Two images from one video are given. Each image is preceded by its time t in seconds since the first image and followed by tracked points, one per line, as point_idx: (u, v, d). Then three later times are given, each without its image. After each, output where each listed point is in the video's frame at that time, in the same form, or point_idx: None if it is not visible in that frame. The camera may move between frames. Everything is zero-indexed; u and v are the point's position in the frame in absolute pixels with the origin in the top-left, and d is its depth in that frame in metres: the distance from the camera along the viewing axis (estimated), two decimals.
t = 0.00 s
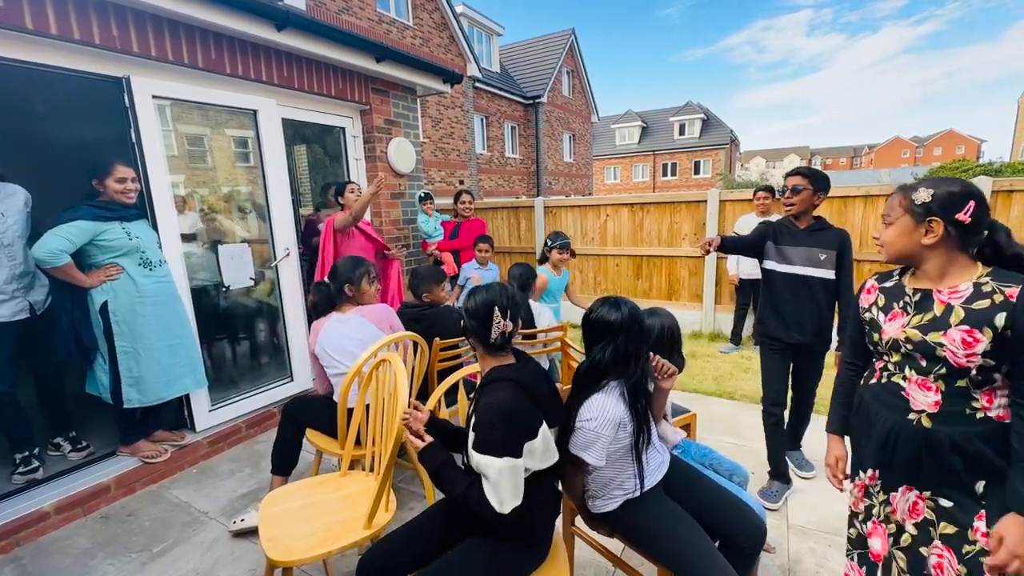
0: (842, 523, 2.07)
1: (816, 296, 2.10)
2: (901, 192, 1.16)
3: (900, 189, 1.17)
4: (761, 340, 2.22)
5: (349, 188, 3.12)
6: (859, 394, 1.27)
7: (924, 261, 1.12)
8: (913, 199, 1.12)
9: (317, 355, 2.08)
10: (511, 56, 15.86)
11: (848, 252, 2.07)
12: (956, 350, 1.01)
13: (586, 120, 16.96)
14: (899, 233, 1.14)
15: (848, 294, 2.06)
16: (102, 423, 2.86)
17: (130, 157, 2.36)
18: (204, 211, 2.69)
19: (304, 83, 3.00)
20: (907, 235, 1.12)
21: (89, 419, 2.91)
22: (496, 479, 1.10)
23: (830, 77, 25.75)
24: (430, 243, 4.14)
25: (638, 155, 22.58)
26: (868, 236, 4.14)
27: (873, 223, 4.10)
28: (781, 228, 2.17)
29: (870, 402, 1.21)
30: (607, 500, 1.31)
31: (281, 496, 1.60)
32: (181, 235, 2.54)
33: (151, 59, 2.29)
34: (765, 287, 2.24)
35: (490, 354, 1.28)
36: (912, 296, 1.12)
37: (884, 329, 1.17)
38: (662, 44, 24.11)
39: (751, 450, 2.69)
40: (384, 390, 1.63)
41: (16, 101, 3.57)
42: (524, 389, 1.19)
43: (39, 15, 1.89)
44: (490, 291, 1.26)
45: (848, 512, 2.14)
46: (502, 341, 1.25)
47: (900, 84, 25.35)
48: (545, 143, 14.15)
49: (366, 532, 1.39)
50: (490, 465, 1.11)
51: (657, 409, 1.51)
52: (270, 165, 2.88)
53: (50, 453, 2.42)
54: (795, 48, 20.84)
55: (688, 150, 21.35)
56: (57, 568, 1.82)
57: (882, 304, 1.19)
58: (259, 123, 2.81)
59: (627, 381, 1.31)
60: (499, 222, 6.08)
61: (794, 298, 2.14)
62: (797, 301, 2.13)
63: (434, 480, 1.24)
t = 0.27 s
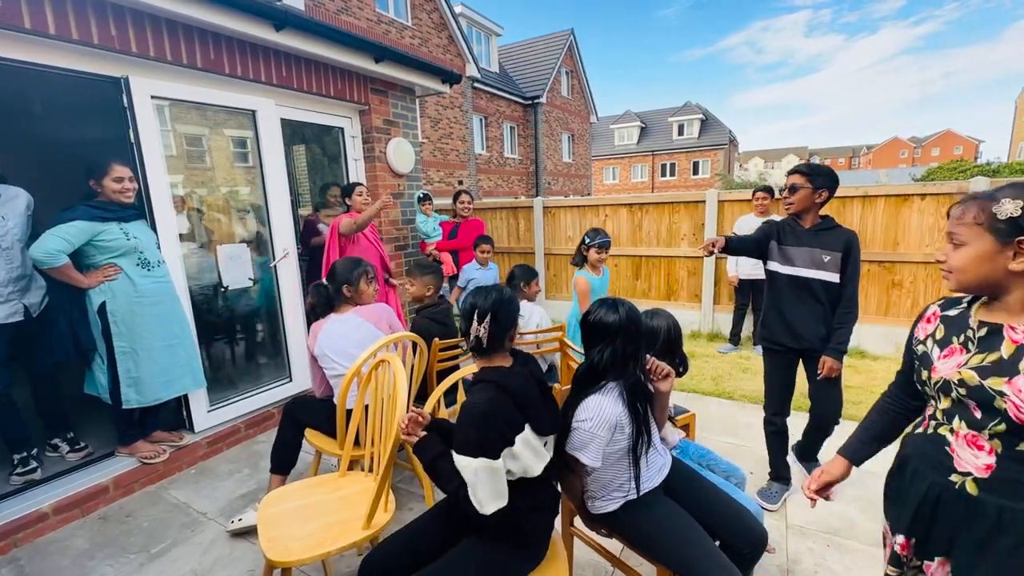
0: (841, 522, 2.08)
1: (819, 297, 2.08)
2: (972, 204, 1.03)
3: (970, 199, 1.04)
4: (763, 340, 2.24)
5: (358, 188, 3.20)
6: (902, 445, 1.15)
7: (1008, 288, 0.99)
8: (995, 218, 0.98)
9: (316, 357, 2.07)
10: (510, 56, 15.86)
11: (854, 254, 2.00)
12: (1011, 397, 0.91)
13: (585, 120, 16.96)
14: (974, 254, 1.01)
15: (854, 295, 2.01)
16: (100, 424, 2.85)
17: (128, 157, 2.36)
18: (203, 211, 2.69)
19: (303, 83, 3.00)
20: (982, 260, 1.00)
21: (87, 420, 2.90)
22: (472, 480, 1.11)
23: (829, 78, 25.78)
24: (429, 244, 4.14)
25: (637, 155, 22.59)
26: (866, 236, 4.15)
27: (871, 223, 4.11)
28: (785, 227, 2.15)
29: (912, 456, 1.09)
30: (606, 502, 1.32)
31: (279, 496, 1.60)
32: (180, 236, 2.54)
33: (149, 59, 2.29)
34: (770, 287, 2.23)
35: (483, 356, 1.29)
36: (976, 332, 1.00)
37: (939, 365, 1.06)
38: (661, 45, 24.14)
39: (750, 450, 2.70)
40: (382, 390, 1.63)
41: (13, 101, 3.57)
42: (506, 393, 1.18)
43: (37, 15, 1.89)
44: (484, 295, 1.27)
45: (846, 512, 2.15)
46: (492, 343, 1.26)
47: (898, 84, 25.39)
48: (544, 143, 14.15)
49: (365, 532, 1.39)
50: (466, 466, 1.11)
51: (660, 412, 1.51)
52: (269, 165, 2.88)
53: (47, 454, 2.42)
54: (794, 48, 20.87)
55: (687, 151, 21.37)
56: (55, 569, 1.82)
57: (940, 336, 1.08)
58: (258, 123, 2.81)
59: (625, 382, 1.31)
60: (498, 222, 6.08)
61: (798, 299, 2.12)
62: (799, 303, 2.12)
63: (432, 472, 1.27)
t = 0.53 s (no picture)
0: (839, 522, 2.08)
1: (835, 305, 1.93)
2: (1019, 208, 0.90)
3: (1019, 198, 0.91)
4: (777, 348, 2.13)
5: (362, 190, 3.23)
6: (924, 476, 1.04)
7: None
8: None
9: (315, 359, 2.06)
10: (510, 56, 15.87)
11: (875, 258, 1.83)
12: None
13: (584, 120, 16.96)
14: None
15: (873, 300, 1.83)
16: (99, 424, 2.85)
17: (128, 157, 2.36)
18: (202, 212, 2.69)
19: (303, 83, 3.00)
20: None
21: (86, 420, 2.90)
22: (464, 485, 1.12)
23: (828, 78, 25.79)
24: (428, 244, 4.15)
25: (637, 155, 22.60)
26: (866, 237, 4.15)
27: (870, 224, 4.12)
28: (801, 231, 2.02)
29: (936, 492, 0.96)
30: (603, 504, 1.33)
31: (278, 496, 1.60)
32: (179, 236, 2.54)
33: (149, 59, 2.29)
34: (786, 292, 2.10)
35: (478, 360, 1.29)
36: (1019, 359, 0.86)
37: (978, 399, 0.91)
38: (660, 45, 24.16)
39: (749, 450, 2.70)
40: (381, 390, 1.63)
41: (13, 101, 3.57)
42: (496, 400, 1.18)
43: (36, 15, 1.89)
44: (481, 297, 1.27)
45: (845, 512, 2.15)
46: (484, 347, 1.25)
47: (898, 84, 25.40)
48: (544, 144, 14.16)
49: (364, 532, 1.39)
50: (457, 471, 1.12)
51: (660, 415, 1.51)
52: (268, 165, 2.88)
53: (46, 455, 2.42)
54: (793, 48, 20.87)
55: (686, 151, 21.39)
56: (55, 569, 1.82)
57: (979, 359, 0.95)
58: (258, 123, 2.81)
59: (620, 386, 1.31)
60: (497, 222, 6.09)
61: (813, 307, 1.99)
62: (814, 311, 1.98)
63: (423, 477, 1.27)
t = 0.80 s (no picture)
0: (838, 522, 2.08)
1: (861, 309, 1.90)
2: (903, 235, 0.60)
3: (897, 227, 0.61)
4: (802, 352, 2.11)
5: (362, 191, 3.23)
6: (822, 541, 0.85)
7: (970, 375, 0.56)
8: (935, 257, 0.56)
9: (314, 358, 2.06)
10: (510, 56, 15.88)
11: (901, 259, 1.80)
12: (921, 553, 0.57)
13: (584, 120, 16.96)
14: (923, 317, 0.57)
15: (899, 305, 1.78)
16: (99, 424, 2.85)
17: (128, 157, 2.37)
18: (202, 212, 2.69)
19: (303, 83, 3.00)
20: (931, 324, 0.56)
21: (86, 420, 2.90)
22: (477, 493, 1.11)
23: (828, 78, 25.79)
24: (428, 244, 4.15)
25: (637, 155, 22.61)
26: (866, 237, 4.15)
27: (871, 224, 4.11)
28: (833, 233, 2.02)
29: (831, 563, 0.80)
30: (600, 506, 1.33)
31: (278, 496, 1.60)
32: (180, 236, 2.55)
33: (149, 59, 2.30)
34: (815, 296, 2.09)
35: (478, 361, 1.29)
36: (890, 420, 0.66)
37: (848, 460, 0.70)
38: (660, 45, 24.16)
39: (749, 450, 2.70)
40: (381, 391, 1.63)
41: (13, 101, 3.57)
42: (499, 403, 1.17)
43: (37, 15, 1.89)
44: (476, 300, 1.27)
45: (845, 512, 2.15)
46: (484, 347, 1.25)
47: (898, 84, 25.39)
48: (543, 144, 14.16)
49: (364, 532, 1.39)
50: (469, 478, 1.10)
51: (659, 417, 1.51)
52: (268, 165, 2.88)
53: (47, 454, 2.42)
54: (794, 48, 20.87)
55: (687, 151, 21.39)
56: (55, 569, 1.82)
57: (861, 411, 0.73)
58: (258, 123, 2.82)
59: (617, 388, 1.31)
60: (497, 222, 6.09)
61: (839, 310, 1.96)
62: (840, 314, 1.95)
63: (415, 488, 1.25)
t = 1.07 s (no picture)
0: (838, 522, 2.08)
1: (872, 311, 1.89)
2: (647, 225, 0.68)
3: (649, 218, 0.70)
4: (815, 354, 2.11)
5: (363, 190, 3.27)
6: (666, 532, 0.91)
7: (711, 350, 0.64)
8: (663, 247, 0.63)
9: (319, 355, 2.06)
10: (510, 56, 15.88)
11: (910, 261, 1.79)
12: (653, 526, 0.64)
13: (585, 120, 16.96)
14: (658, 300, 0.64)
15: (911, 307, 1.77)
16: (100, 424, 2.86)
17: (129, 157, 2.37)
18: (203, 212, 2.70)
19: (304, 83, 3.01)
20: (667, 306, 0.63)
21: (87, 420, 2.91)
22: (465, 489, 1.11)
23: (830, 78, 25.76)
24: (429, 244, 4.15)
25: (638, 155, 22.60)
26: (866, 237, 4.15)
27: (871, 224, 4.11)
28: (847, 235, 2.01)
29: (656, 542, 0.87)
30: (599, 509, 1.34)
31: (278, 496, 1.60)
32: (181, 237, 2.55)
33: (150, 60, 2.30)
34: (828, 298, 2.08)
35: (480, 361, 1.29)
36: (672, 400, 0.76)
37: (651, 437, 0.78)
38: (661, 45, 24.15)
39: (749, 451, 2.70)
40: (381, 390, 1.64)
41: (15, 101, 3.58)
42: (502, 402, 1.17)
43: (38, 16, 1.90)
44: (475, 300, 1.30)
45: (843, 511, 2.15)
46: (490, 347, 1.25)
47: (899, 84, 25.36)
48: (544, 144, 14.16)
49: (363, 531, 1.39)
50: (457, 474, 1.11)
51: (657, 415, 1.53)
52: (268, 165, 2.89)
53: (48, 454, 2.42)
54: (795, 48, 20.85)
55: (687, 151, 21.38)
56: (55, 568, 1.82)
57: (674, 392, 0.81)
58: (258, 123, 2.82)
59: (616, 390, 1.33)
60: (498, 222, 6.09)
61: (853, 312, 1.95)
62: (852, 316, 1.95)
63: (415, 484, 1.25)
